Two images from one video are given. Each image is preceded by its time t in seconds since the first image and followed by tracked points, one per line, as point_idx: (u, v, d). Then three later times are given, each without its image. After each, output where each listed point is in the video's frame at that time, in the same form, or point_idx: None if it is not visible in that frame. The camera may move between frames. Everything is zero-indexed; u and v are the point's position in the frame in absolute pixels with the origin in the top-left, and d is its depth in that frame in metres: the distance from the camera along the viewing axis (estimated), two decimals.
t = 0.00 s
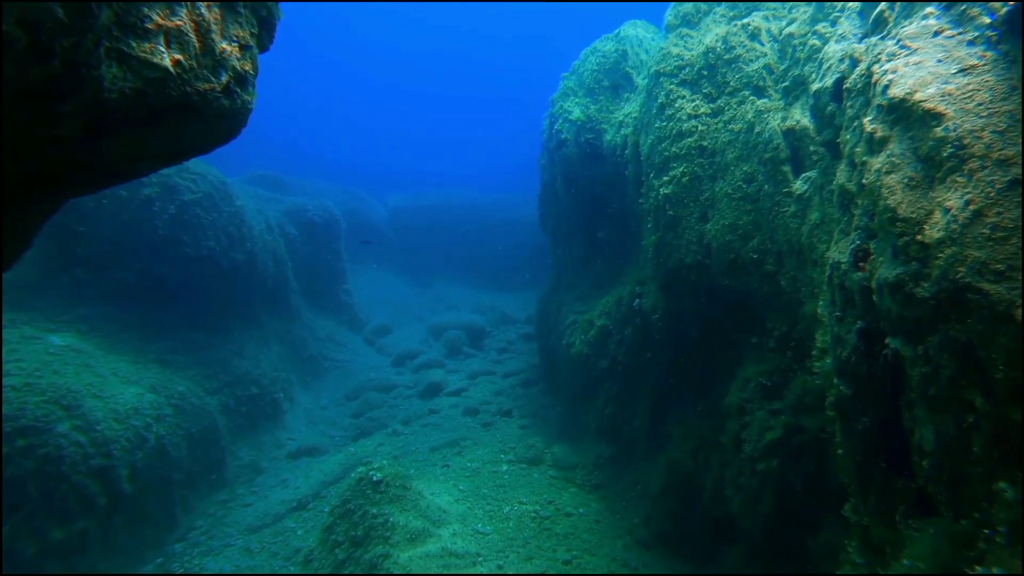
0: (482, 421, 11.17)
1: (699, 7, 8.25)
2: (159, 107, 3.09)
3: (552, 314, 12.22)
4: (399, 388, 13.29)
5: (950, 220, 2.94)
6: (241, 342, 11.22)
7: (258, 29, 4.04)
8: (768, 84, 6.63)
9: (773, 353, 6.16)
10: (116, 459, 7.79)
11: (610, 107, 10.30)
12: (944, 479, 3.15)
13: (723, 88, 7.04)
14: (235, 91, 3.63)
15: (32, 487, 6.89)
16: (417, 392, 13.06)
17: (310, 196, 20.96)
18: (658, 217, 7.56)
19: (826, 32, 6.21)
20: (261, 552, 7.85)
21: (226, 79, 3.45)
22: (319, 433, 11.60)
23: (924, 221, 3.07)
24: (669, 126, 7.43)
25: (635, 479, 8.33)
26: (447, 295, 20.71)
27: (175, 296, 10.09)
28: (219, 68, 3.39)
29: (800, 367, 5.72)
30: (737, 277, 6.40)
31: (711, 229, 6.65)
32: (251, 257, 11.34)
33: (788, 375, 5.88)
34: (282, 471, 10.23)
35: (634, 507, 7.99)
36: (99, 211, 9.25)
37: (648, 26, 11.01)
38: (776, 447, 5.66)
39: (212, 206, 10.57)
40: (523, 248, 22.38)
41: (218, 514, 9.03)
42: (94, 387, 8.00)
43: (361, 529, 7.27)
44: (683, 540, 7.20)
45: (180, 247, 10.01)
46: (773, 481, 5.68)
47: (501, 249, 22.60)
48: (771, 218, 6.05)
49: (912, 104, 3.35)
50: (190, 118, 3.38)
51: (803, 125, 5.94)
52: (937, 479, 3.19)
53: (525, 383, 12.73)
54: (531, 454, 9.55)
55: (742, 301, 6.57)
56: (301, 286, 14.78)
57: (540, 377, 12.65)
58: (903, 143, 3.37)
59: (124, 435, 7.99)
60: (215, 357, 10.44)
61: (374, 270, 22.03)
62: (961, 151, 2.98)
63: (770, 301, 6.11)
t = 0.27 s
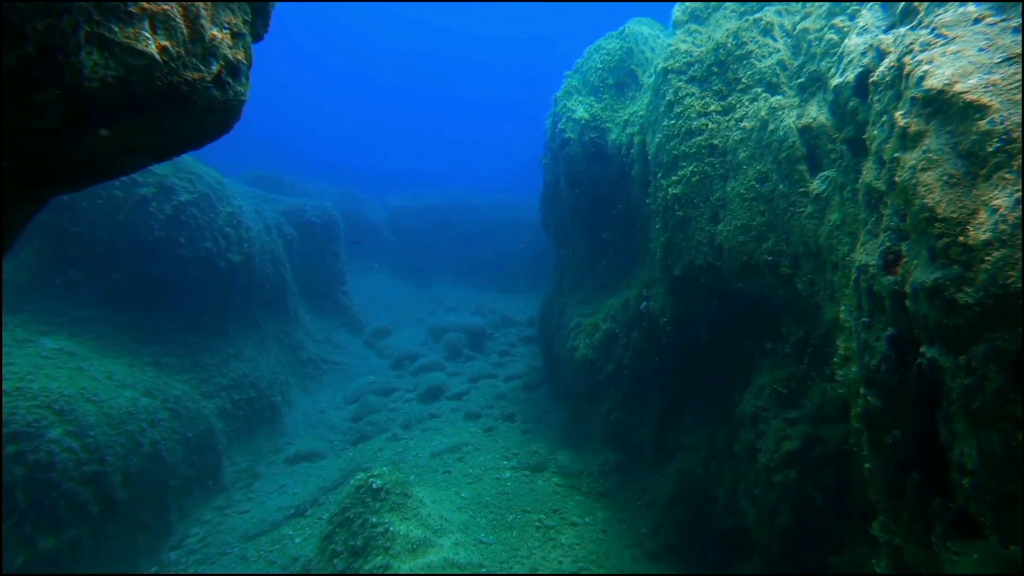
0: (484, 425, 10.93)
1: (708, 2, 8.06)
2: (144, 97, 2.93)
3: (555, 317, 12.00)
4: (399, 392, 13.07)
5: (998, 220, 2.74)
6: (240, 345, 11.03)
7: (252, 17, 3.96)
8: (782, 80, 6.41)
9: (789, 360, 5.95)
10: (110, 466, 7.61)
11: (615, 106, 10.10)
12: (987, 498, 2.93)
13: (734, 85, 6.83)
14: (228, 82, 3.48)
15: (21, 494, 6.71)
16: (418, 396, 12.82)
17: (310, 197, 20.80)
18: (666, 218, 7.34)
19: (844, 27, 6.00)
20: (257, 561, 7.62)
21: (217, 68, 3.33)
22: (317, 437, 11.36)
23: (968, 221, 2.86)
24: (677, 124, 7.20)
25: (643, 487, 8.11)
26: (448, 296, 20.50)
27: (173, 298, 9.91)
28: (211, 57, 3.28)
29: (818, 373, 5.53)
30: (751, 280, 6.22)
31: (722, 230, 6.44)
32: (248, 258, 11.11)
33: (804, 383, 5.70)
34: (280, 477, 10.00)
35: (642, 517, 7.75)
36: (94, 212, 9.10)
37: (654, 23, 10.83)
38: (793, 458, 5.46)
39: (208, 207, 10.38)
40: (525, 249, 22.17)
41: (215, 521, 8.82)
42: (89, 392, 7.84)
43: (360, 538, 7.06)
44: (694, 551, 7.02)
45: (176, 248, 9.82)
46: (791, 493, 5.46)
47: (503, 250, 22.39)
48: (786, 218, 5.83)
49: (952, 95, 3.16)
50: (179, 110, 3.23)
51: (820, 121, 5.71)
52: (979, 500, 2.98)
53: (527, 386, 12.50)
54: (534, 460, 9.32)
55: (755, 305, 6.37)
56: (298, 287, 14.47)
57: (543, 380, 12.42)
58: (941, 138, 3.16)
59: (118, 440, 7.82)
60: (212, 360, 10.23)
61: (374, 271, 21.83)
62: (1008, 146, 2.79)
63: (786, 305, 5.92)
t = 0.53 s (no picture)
0: (486, 430, 10.70)
1: None
2: (134, 89, 2.71)
3: (558, 320, 11.76)
4: (400, 396, 12.83)
5: None
6: (238, 348, 10.83)
7: (246, 8, 3.71)
8: (797, 77, 6.21)
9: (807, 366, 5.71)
10: (106, 472, 7.44)
11: (620, 105, 9.89)
12: None
13: (746, 82, 6.62)
14: (221, 75, 3.27)
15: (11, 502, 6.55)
16: (418, 399, 12.58)
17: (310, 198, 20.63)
18: (676, 219, 7.11)
19: (862, 20, 5.77)
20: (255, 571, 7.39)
21: (210, 59, 3.05)
22: (316, 442, 11.12)
23: (1020, 219, 2.70)
24: (687, 123, 6.98)
25: (652, 496, 7.87)
26: (449, 299, 20.30)
27: (170, 300, 9.73)
28: (202, 46, 2.99)
29: (838, 380, 5.29)
30: (765, 283, 5.98)
31: (734, 230, 6.23)
32: (247, 260, 10.96)
33: (823, 390, 5.45)
34: (278, 483, 9.76)
35: (651, 527, 7.48)
36: (91, 214, 8.95)
37: (659, 22, 10.64)
38: (814, 468, 5.22)
39: (207, 208, 10.18)
40: (527, 251, 21.98)
41: (212, 528, 8.60)
42: (84, 397, 7.68)
43: (359, 548, 6.84)
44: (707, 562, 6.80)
45: (174, 250, 9.65)
46: (813, 506, 5.24)
47: (504, 252, 22.21)
48: (802, 218, 5.62)
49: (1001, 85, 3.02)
50: (170, 104, 3.00)
51: (840, 118, 5.44)
52: None
53: (529, 391, 12.26)
54: (538, 467, 9.07)
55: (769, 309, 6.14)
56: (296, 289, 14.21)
57: (546, 384, 12.18)
58: (987, 130, 3.01)
59: (112, 447, 7.62)
60: (209, 364, 10.03)
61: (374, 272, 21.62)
62: None
63: (803, 310, 5.70)
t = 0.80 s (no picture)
0: (488, 436, 10.46)
1: None
2: (115, 80, 2.49)
3: (562, 322, 11.55)
4: (400, 399, 12.60)
5: None
6: (236, 351, 10.63)
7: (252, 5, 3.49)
8: (812, 73, 6.02)
9: (825, 373, 5.51)
10: (99, 480, 7.25)
11: (625, 104, 9.70)
12: None
13: (758, 78, 6.42)
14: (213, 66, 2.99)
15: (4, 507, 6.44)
16: (419, 403, 12.34)
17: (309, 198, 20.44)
18: (685, 219, 6.87)
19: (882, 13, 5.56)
20: None
21: (199, 47, 2.81)
22: (315, 447, 10.90)
23: None
24: (696, 121, 6.75)
25: (661, 505, 7.64)
26: (450, 300, 20.09)
27: (165, 302, 9.54)
28: (190, 34, 2.76)
29: (858, 389, 5.11)
30: (780, 287, 5.76)
31: (747, 232, 6.00)
32: (244, 262, 10.79)
33: (843, 399, 5.25)
34: (276, 490, 9.51)
35: (661, 537, 7.27)
36: (86, 215, 8.77)
37: (665, 20, 10.47)
38: (834, 481, 5.04)
39: (204, 209, 10.02)
40: (528, 253, 21.78)
41: (208, 537, 8.38)
42: (77, 403, 7.48)
43: (359, 560, 6.62)
44: None
45: (170, 252, 9.47)
46: (834, 521, 5.05)
47: (505, 253, 22.00)
48: (819, 220, 5.40)
49: None
50: (157, 97, 2.78)
51: (858, 116, 5.30)
52: None
53: (532, 395, 12.02)
54: (543, 474, 8.83)
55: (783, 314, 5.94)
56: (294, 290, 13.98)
57: (549, 388, 11.95)
58: None
59: (106, 454, 7.41)
60: (207, 368, 9.84)
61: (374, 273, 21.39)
62: None
63: (820, 315, 5.49)
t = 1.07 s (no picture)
0: (490, 441, 10.25)
1: None
2: (83, 64, 2.13)
3: (565, 325, 11.34)
4: (400, 404, 12.40)
5: None
6: (233, 355, 10.44)
7: None
8: (827, 69, 5.86)
9: (841, 380, 5.30)
10: (92, 489, 7.06)
11: (631, 102, 9.52)
12: None
13: (772, 74, 6.24)
14: (196, 51, 2.61)
15: None
16: (420, 407, 12.13)
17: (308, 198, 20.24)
18: (693, 220, 6.68)
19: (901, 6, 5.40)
20: None
21: (181, 28, 2.45)
22: (315, 452, 10.69)
23: None
24: (705, 118, 6.58)
25: (668, 514, 7.44)
26: (451, 303, 19.92)
27: (161, 304, 9.38)
28: (171, 12, 2.39)
29: (877, 397, 4.89)
30: (794, 290, 5.58)
31: (758, 233, 5.80)
32: (243, 263, 10.60)
33: (861, 408, 5.04)
34: (274, 496, 9.33)
35: (669, 548, 7.06)
36: (79, 215, 8.59)
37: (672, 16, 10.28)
38: (854, 492, 4.83)
39: (201, 209, 9.85)
40: (530, 254, 21.60)
41: (205, 545, 8.18)
42: (68, 408, 7.28)
43: (358, 571, 6.42)
44: None
45: (166, 252, 9.30)
46: (853, 534, 4.83)
47: (507, 255, 21.82)
48: (835, 220, 5.20)
49: None
50: (134, 85, 2.41)
51: (876, 111, 5.10)
52: None
53: (534, 399, 11.80)
54: (547, 481, 8.61)
55: (797, 317, 5.74)
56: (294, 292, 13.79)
57: (552, 393, 11.74)
58: None
59: (98, 460, 7.21)
60: (203, 371, 9.65)
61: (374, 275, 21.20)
62: None
63: (836, 320, 5.28)
